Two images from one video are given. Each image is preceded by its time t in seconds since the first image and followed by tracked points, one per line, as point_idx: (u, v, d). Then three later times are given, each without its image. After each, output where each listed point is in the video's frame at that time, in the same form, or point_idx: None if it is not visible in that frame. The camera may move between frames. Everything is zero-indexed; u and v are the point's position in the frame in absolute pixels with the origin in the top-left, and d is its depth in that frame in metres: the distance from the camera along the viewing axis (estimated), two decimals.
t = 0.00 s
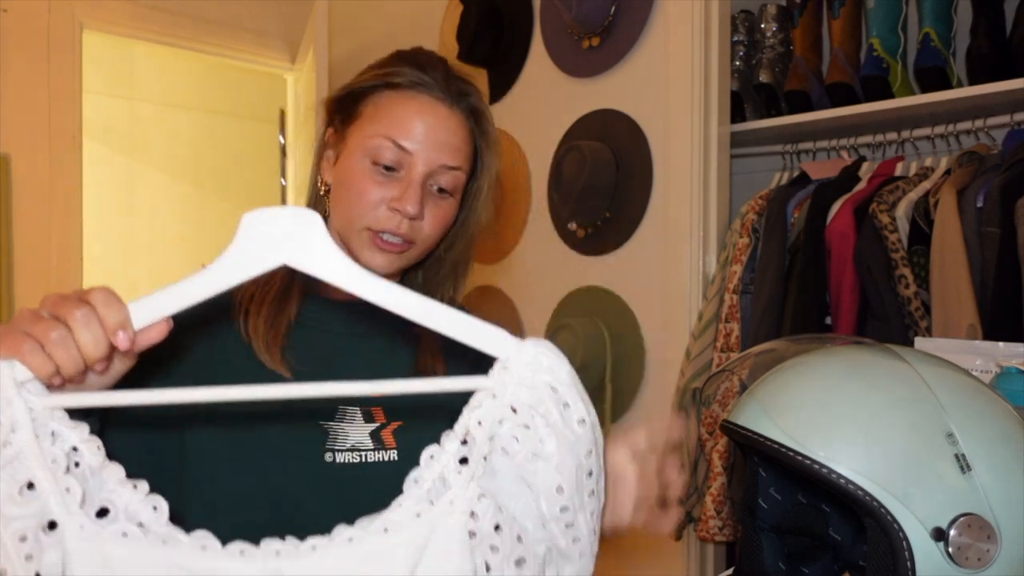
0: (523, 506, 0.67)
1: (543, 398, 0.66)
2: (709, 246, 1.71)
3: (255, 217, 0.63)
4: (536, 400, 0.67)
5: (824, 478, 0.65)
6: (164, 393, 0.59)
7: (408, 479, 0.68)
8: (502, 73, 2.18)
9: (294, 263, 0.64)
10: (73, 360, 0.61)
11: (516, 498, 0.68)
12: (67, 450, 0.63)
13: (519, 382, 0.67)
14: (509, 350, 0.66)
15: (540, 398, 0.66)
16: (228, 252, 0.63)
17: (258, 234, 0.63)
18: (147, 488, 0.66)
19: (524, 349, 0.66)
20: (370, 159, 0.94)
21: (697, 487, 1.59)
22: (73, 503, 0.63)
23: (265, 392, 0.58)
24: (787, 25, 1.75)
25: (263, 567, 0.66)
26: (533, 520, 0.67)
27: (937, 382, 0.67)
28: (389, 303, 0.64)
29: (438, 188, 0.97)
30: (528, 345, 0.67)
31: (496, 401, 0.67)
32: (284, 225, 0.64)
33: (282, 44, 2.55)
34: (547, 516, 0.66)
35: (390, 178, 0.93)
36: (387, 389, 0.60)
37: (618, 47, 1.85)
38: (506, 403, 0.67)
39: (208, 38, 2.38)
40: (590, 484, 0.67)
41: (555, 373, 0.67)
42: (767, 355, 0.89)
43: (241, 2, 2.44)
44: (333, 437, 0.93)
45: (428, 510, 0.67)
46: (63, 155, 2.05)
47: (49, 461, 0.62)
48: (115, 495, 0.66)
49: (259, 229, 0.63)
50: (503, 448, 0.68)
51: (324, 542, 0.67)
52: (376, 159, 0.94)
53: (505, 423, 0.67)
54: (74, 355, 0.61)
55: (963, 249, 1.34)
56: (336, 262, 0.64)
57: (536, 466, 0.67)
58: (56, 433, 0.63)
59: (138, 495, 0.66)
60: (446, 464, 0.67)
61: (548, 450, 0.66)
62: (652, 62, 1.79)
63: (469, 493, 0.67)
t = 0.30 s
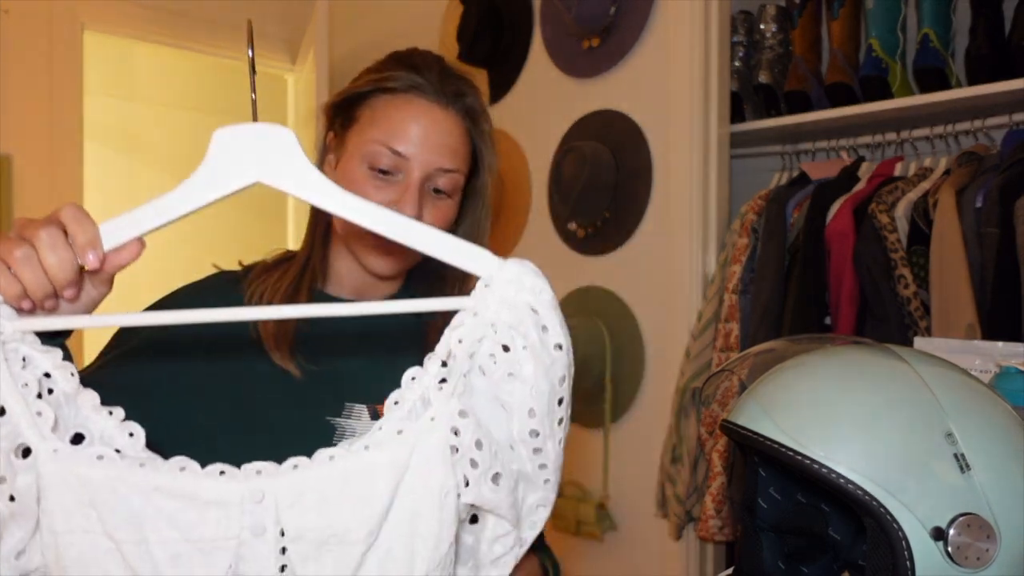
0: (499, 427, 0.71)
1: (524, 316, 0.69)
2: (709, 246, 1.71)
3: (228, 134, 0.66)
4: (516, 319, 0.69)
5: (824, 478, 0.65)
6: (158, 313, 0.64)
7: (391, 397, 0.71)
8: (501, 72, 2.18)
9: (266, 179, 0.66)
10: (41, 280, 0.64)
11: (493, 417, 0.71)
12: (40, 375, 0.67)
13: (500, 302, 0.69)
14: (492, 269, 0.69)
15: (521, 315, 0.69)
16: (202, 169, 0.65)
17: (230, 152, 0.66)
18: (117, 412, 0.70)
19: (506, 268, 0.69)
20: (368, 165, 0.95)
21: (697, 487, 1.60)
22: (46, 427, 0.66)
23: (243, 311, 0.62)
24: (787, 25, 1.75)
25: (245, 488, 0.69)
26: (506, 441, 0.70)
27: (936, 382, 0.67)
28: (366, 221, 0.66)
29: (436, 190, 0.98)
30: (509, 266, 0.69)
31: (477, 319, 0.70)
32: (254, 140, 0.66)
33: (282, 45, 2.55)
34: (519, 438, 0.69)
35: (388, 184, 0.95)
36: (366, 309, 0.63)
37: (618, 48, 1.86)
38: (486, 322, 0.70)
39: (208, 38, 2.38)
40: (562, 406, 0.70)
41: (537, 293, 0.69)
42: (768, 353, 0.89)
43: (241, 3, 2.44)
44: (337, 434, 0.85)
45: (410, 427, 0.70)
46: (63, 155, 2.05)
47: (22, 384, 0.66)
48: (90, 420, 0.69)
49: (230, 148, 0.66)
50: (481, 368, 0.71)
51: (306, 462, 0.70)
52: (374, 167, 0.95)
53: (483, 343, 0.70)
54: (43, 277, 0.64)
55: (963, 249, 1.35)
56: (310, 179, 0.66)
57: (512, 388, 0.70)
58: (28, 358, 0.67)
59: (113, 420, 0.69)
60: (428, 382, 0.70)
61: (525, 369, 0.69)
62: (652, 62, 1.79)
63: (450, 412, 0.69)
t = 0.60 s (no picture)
0: (506, 413, 0.66)
1: (512, 295, 0.65)
2: (709, 246, 1.71)
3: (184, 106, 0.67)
4: (505, 299, 0.65)
5: (824, 478, 0.65)
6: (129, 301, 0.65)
7: (380, 395, 0.69)
8: (501, 72, 2.18)
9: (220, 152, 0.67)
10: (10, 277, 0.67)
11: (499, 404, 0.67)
12: (20, 367, 0.69)
13: (487, 283, 0.66)
14: (473, 246, 0.65)
15: (510, 294, 0.65)
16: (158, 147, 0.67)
17: (186, 126, 0.67)
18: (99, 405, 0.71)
19: (488, 244, 0.64)
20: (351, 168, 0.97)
21: (697, 487, 1.60)
22: (30, 423, 0.69)
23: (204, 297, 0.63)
24: (787, 25, 1.75)
25: (234, 486, 0.70)
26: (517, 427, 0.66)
27: (937, 383, 0.67)
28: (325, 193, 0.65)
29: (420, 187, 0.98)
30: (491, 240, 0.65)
31: (464, 303, 0.67)
32: (214, 111, 0.67)
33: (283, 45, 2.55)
34: (532, 424, 0.65)
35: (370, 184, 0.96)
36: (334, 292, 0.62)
37: (618, 48, 1.86)
38: (475, 305, 0.66)
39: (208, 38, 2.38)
40: (573, 386, 0.65)
41: (527, 269, 0.64)
42: (767, 355, 0.89)
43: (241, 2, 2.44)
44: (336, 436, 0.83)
45: (401, 426, 0.68)
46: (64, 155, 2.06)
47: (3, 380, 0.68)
48: (75, 415, 0.71)
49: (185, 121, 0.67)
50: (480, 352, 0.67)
51: (296, 459, 0.70)
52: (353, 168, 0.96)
53: (477, 327, 0.67)
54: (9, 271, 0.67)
55: (963, 249, 1.34)
56: (268, 149, 0.66)
57: (515, 374, 0.66)
58: (6, 350, 0.69)
59: (97, 414, 0.71)
60: (420, 377, 0.69)
61: (521, 351, 0.66)
62: (652, 62, 1.80)
63: (445, 404, 0.68)
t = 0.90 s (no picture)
0: (477, 359, 0.63)
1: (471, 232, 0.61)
2: (708, 246, 1.71)
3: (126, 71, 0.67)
4: (466, 237, 0.61)
5: (824, 477, 0.65)
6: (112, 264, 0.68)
7: (346, 346, 0.68)
8: (501, 73, 2.18)
9: (170, 115, 0.66)
10: None
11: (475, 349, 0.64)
12: None
13: (445, 224, 0.62)
14: (426, 188, 0.61)
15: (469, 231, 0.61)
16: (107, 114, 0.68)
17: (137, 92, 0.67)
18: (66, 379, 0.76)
19: (441, 179, 0.61)
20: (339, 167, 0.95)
21: (697, 487, 1.60)
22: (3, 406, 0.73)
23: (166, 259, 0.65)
24: (787, 25, 1.76)
25: (201, 454, 0.73)
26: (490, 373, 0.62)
27: (936, 383, 0.67)
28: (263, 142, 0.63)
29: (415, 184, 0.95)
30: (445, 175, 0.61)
31: (422, 247, 0.63)
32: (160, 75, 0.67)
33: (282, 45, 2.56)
34: (501, 369, 0.61)
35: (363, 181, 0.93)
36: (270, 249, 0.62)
37: (618, 48, 1.85)
38: (436, 246, 0.63)
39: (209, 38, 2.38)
40: (544, 329, 0.59)
41: (483, 206, 0.60)
42: (767, 355, 0.89)
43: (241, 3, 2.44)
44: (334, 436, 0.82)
45: (369, 377, 0.67)
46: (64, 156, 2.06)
47: None
48: (44, 390, 0.75)
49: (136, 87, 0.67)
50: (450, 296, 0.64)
51: (263, 423, 0.72)
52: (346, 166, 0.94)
53: (439, 272, 0.63)
54: None
55: (963, 249, 1.34)
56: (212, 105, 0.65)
57: (482, 319, 0.62)
58: None
59: (66, 391, 0.75)
60: (385, 326, 0.66)
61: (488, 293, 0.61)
62: (652, 63, 1.80)
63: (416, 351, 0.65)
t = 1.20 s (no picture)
0: (434, 273, 0.66)
1: (428, 150, 0.65)
2: (709, 246, 1.71)
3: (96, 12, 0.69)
4: (424, 156, 0.65)
5: (824, 478, 0.65)
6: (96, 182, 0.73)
7: (311, 266, 0.68)
8: (501, 73, 2.18)
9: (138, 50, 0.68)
10: None
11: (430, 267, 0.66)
12: None
13: (403, 141, 0.65)
14: (383, 107, 0.65)
15: (427, 149, 0.65)
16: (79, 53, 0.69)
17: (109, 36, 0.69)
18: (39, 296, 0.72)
19: (403, 102, 0.65)
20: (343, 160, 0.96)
21: (698, 487, 1.60)
22: None
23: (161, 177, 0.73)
24: (787, 25, 1.75)
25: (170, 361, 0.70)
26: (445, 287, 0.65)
27: (936, 382, 0.67)
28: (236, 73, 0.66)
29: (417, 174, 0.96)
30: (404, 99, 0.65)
31: (382, 164, 0.65)
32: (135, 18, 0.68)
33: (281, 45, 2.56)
34: (457, 281, 0.65)
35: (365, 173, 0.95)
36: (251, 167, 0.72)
37: (618, 48, 1.85)
38: (395, 165, 0.66)
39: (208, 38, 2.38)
40: (499, 240, 0.64)
41: (437, 123, 0.65)
42: (768, 355, 0.89)
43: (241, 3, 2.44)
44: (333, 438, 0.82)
45: (331, 290, 0.67)
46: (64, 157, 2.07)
47: None
48: (18, 310, 0.71)
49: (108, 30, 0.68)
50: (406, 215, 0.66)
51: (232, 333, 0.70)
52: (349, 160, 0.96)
53: (397, 188, 0.66)
54: None
55: (963, 249, 1.34)
56: (187, 46, 0.67)
57: (438, 232, 0.65)
58: None
59: (40, 306, 0.71)
60: (348, 242, 0.67)
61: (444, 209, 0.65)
62: (652, 62, 1.80)
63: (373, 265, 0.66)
